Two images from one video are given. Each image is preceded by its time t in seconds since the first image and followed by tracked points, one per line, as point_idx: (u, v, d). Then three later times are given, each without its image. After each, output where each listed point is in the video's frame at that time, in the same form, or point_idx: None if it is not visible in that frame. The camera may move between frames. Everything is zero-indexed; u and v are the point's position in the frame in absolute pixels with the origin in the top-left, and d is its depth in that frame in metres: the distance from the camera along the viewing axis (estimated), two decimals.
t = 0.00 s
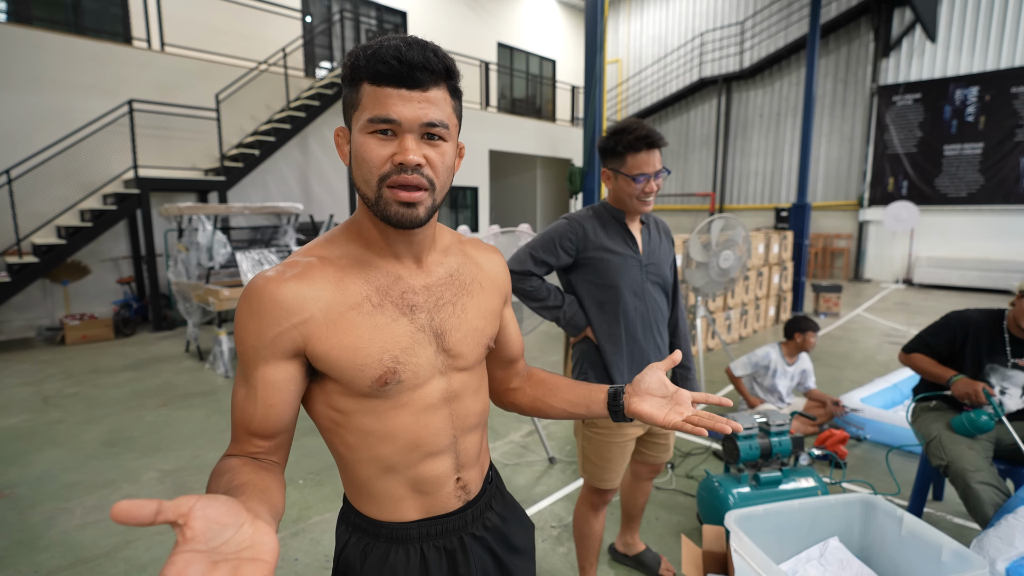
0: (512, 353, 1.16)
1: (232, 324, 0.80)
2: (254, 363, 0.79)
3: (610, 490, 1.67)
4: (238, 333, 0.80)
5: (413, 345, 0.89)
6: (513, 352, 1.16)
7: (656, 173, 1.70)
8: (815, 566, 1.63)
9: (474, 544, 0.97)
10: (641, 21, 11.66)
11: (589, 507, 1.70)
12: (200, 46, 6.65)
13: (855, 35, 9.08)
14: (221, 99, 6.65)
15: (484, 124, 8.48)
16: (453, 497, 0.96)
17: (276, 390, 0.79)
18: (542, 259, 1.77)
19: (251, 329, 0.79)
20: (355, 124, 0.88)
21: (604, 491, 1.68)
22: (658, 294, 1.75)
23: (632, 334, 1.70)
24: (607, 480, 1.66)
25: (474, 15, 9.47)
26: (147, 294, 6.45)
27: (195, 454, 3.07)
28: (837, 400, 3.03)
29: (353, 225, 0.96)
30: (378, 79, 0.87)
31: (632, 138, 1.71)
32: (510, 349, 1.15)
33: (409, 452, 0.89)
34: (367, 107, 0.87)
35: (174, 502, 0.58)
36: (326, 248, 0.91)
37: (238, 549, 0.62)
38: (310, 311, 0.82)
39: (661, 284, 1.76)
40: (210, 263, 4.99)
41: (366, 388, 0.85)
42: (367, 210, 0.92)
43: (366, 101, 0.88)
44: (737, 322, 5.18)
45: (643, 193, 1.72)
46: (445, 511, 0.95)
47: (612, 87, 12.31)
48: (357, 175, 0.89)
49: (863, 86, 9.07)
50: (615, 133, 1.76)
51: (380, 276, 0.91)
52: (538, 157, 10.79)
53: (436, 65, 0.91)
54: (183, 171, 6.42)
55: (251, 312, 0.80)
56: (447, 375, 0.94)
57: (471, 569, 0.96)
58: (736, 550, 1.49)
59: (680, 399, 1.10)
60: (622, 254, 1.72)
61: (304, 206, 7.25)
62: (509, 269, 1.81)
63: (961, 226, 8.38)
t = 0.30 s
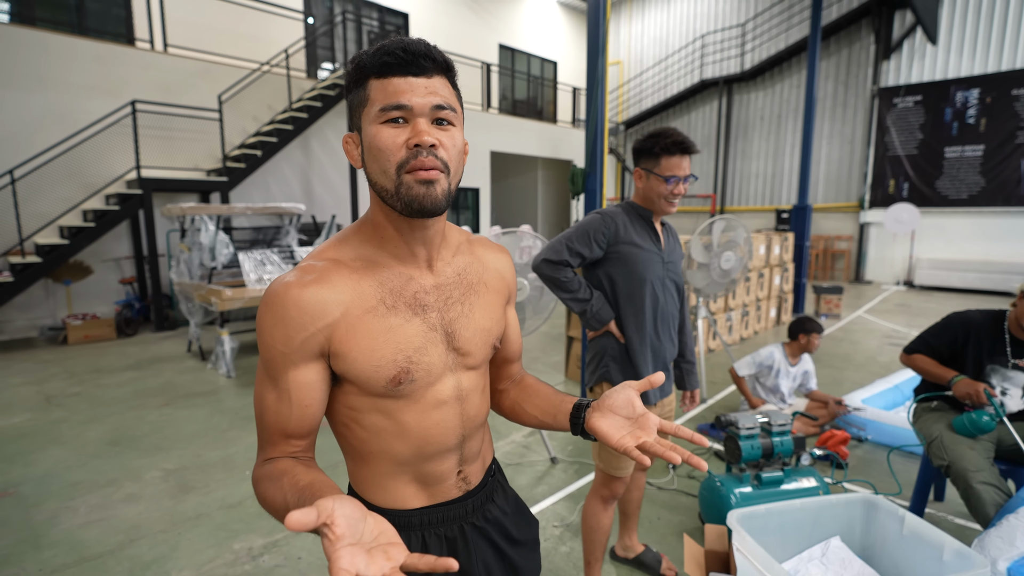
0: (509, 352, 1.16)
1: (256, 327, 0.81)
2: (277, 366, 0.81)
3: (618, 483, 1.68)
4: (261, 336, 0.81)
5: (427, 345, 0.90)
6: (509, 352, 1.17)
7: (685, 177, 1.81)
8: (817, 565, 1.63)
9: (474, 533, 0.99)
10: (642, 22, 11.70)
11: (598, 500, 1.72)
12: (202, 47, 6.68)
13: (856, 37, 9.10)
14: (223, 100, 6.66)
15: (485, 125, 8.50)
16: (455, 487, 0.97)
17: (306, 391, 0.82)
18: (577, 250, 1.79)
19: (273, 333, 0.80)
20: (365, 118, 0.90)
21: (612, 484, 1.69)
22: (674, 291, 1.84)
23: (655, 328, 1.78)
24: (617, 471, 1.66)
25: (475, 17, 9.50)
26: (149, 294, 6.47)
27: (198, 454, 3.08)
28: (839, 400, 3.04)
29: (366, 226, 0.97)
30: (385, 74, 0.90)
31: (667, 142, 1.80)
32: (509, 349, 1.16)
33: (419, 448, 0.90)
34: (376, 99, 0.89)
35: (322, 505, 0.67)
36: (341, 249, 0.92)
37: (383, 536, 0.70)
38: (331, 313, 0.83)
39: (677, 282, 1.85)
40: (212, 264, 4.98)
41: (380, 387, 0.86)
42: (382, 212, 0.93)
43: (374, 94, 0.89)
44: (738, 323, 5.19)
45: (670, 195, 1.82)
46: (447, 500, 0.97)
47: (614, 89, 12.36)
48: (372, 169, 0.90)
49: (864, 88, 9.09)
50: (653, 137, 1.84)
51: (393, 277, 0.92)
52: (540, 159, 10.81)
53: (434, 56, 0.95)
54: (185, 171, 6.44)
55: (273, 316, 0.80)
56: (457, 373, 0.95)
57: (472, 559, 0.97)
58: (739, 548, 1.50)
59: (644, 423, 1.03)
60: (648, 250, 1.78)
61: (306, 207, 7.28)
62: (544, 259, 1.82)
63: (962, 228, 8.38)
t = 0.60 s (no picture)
0: (538, 340, 1.20)
1: (293, 313, 0.87)
2: (309, 347, 0.86)
3: (628, 470, 1.69)
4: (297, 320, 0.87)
5: (449, 337, 0.92)
6: (537, 341, 1.20)
7: (708, 183, 1.84)
8: (820, 562, 1.64)
9: (490, 521, 0.99)
10: (642, 22, 11.73)
11: (608, 490, 1.72)
12: (203, 49, 6.70)
13: (856, 37, 9.12)
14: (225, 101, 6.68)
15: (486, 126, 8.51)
16: (474, 474, 0.98)
17: (335, 371, 0.86)
18: (609, 248, 1.79)
19: (307, 317, 0.85)
20: (397, 128, 0.92)
21: (623, 472, 1.70)
22: (687, 291, 1.89)
23: (670, 326, 1.81)
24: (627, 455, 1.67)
25: (476, 18, 9.52)
26: (151, 294, 6.49)
27: (201, 453, 3.09)
28: (840, 399, 3.06)
29: (399, 222, 0.99)
30: (417, 88, 0.90)
31: (694, 147, 1.83)
32: (538, 338, 1.20)
33: (438, 431, 0.92)
34: (407, 111, 0.90)
35: (315, 458, 0.74)
36: (374, 242, 0.96)
37: (363, 499, 0.76)
38: (359, 303, 0.87)
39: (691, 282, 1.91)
40: (214, 264, 4.98)
41: (404, 372, 0.89)
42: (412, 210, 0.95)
43: (406, 106, 0.91)
44: (740, 322, 5.20)
45: (692, 198, 1.86)
46: (465, 486, 0.98)
47: (614, 89, 12.39)
48: (401, 175, 0.93)
49: (864, 87, 9.09)
50: (679, 141, 1.87)
51: (421, 270, 0.94)
52: (540, 159, 10.81)
53: (466, 68, 0.94)
54: (186, 172, 6.46)
55: (308, 301, 0.86)
56: (478, 364, 0.96)
57: (486, 546, 0.98)
58: (744, 545, 1.50)
59: (655, 409, 1.04)
60: (671, 251, 1.81)
61: (308, 207, 7.30)
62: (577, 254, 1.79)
63: (963, 227, 8.39)
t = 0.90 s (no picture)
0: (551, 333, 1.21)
1: (329, 290, 0.91)
2: (343, 323, 0.91)
3: (648, 461, 1.70)
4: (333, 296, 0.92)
5: (472, 319, 0.95)
6: (549, 334, 1.21)
7: (710, 176, 1.82)
8: (824, 558, 1.65)
9: (505, 498, 1.00)
10: (648, 19, 11.70)
11: (630, 480, 1.75)
12: (211, 46, 6.74)
13: (865, 33, 9.05)
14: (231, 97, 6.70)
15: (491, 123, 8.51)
16: (490, 451, 1.00)
17: (364, 345, 0.91)
18: (607, 237, 1.82)
19: (343, 295, 0.90)
20: (446, 126, 0.94)
21: (643, 463, 1.72)
22: (694, 283, 1.87)
23: (674, 316, 1.80)
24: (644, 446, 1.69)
25: (481, 15, 9.51)
26: (158, 290, 6.54)
27: (209, 447, 3.13)
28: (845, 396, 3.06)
29: (430, 212, 1.03)
30: (469, 94, 0.93)
31: (694, 139, 1.82)
32: (551, 329, 1.20)
33: (457, 409, 0.95)
34: (458, 112, 0.93)
35: (359, 425, 0.79)
36: (407, 229, 0.99)
37: (394, 466, 0.78)
38: (391, 284, 0.90)
39: (698, 274, 1.88)
40: (221, 260, 5.01)
41: (428, 351, 0.92)
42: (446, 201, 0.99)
43: (457, 108, 0.93)
44: (745, 320, 5.19)
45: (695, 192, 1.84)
46: (481, 461, 0.99)
47: (619, 86, 12.36)
48: (444, 171, 0.95)
49: (872, 84, 9.02)
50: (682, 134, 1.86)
51: (449, 256, 0.97)
52: (545, 156, 10.80)
53: (515, 81, 0.98)
54: (193, 169, 6.49)
55: (345, 280, 0.90)
56: (498, 348, 0.99)
57: (502, 522, 0.99)
58: (747, 539, 1.51)
59: (660, 408, 1.05)
60: (674, 243, 1.81)
61: (313, 203, 7.33)
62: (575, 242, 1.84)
63: (971, 225, 8.32)
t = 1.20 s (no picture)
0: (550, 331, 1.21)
1: (330, 291, 0.91)
2: (344, 324, 0.91)
3: (638, 459, 1.69)
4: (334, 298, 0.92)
5: (472, 320, 0.95)
6: (549, 331, 1.21)
7: (691, 170, 1.82)
8: (824, 557, 1.65)
9: (505, 495, 1.01)
10: (648, 18, 11.70)
11: (620, 480, 1.72)
12: (211, 44, 6.74)
13: (865, 32, 9.04)
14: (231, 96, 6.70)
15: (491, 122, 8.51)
16: (490, 450, 1.00)
17: (365, 346, 0.91)
18: (594, 239, 1.85)
19: (343, 296, 0.90)
20: (447, 121, 0.94)
21: (633, 462, 1.70)
22: (691, 281, 1.84)
23: (668, 315, 1.79)
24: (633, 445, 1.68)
25: (481, 13, 9.50)
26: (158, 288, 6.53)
27: (210, 445, 3.13)
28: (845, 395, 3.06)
29: (430, 213, 1.03)
30: (469, 87, 0.93)
31: (678, 138, 1.84)
32: (551, 326, 1.20)
33: (458, 409, 0.96)
34: (458, 106, 0.93)
35: (365, 427, 0.79)
36: (407, 230, 0.99)
37: (399, 467, 0.78)
38: (392, 284, 0.90)
39: (695, 273, 1.86)
40: (222, 258, 5.01)
41: (429, 352, 0.92)
42: (447, 201, 0.99)
43: (457, 102, 0.93)
44: (744, 320, 5.20)
45: (676, 186, 1.85)
46: (481, 460, 1.00)
47: (620, 85, 12.36)
48: (447, 166, 0.95)
49: (873, 83, 9.02)
50: (667, 135, 1.88)
51: (450, 258, 0.97)
52: (545, 155, 10.80)
53: (513, 73, 0.99)
54: (193, 167, 6.49)
55: (346, 282, 0.90)
56: (499, 348, 0.99)
57: (502, 519, 1.00)
58: (748, 537, 1.52)
59: (658, 407, 1.05)
60: (665, 241, 1.81)
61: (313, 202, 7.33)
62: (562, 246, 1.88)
63: (970, 225, 8.33)
